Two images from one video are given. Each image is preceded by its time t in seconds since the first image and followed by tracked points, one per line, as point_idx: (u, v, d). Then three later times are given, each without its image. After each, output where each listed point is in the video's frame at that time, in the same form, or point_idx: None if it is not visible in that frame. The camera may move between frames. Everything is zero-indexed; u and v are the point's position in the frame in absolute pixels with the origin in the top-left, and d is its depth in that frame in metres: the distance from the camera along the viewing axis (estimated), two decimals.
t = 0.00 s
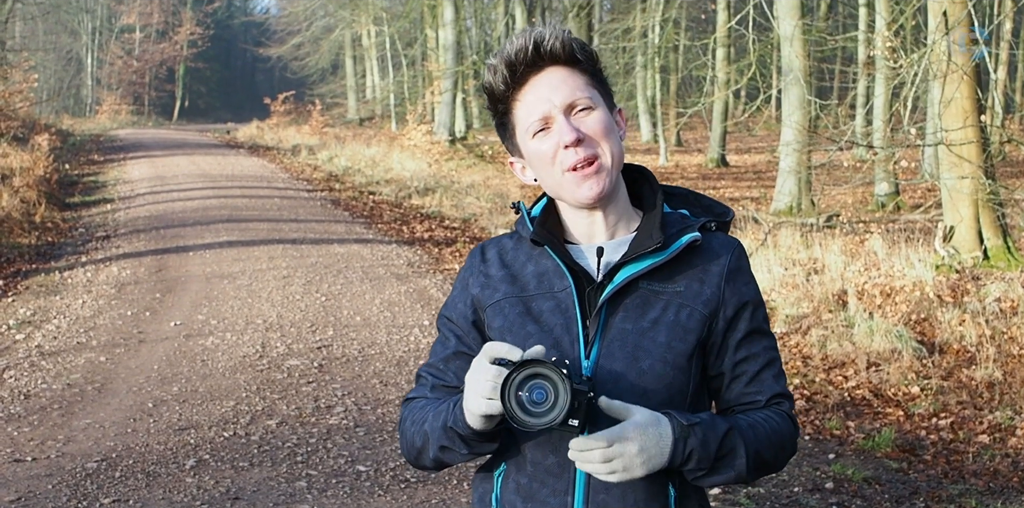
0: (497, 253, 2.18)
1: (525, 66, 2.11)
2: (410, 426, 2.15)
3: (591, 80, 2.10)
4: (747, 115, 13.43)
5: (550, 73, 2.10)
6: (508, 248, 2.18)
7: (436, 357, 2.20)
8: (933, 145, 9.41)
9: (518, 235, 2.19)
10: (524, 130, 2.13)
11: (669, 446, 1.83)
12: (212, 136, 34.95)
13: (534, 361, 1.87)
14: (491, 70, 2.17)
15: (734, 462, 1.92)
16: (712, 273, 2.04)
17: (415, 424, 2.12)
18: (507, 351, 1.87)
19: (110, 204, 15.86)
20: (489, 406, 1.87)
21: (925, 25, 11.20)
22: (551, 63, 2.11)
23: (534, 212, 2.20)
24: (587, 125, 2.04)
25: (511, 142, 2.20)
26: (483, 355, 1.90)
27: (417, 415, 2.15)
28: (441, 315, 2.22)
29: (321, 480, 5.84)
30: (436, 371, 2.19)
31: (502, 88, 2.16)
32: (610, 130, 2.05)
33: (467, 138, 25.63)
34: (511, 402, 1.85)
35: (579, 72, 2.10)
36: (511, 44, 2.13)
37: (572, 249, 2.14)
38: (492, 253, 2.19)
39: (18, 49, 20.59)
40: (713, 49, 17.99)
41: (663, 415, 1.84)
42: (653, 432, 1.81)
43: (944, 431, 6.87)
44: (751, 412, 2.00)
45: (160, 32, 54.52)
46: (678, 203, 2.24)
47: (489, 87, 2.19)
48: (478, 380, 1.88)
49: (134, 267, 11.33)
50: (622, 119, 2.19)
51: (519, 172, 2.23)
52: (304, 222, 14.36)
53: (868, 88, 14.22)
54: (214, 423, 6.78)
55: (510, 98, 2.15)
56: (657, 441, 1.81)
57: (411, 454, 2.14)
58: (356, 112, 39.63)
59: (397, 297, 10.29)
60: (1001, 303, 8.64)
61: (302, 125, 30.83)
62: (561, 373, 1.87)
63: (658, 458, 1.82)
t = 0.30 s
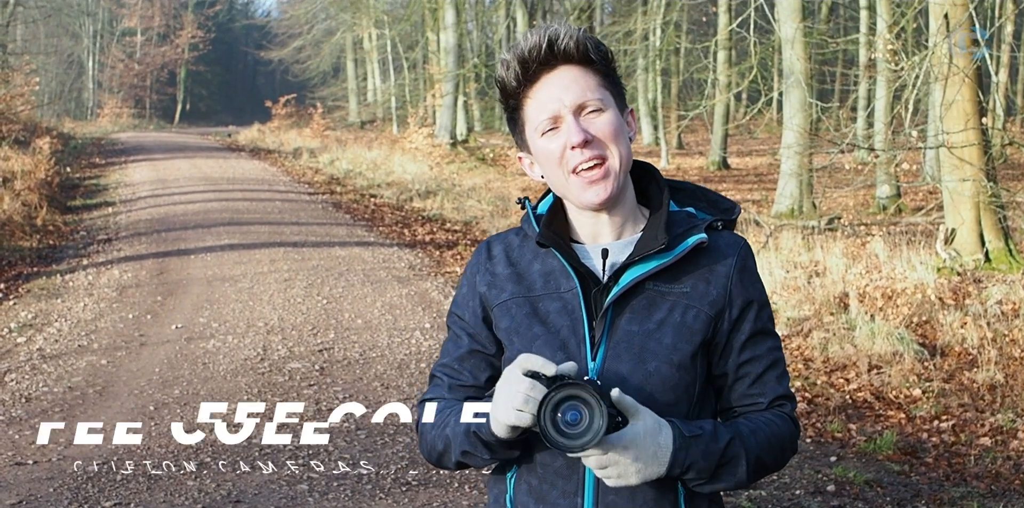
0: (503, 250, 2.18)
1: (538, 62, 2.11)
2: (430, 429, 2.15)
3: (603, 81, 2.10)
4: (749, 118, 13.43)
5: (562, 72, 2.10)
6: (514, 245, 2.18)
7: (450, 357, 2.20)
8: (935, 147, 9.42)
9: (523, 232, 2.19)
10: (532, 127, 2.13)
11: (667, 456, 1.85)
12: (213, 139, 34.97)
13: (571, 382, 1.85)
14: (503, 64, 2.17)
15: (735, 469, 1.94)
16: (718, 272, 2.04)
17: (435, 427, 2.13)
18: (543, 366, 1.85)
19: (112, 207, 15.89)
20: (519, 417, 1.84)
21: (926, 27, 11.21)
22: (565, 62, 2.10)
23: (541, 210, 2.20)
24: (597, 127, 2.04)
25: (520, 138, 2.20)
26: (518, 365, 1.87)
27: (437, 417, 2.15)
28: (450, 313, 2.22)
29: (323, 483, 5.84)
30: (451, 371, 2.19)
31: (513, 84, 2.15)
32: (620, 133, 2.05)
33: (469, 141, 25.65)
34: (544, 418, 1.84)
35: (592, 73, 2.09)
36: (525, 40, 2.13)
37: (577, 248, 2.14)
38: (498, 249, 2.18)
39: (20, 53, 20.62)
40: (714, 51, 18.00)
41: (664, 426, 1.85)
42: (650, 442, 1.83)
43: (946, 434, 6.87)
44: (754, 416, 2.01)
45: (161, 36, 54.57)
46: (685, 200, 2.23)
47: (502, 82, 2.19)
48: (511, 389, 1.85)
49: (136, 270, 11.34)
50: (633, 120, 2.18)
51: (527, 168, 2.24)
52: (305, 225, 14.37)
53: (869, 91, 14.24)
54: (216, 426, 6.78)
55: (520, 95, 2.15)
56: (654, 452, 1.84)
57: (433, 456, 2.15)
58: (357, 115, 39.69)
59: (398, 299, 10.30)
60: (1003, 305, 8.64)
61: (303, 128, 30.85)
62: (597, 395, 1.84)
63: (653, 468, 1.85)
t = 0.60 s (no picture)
0: (520, 253, 2.21)
1: (561, 73, 2.12)
2: (458, 436, 2.17)
3: (626, 92, 2.12)
4: (750, 120, 13.43)
5: (585, 83, 2.11)
6: (531, 249, 2.21)
7: (472, 360, 2.23)
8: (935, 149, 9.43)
9: (541, 236, 2.21)
10: (553, 137, 2.15)
11: (690, 494, 1.93)
12: (214, 141, 34.95)
13: (624, 441, 1.87)
14: (525, 73, 2.18)
15: (758, 493, 2.05)
16: (737, 286, 2.10)
17: (464, 437, 2.15)
18: (595, 414, 1.86)
19: (112, 209, 15.88)
20: (565, 459, 1.87)
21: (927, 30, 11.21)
22: (586, 73, 2.11)
23: (559, 215, 2.23)
24: (619, 141, 2.06)
25: (540, 146, 2.23)
26: (571, 406, 1.88)
27: (465, 424, 2.16)
28: (468, 317, 2.25)
29: (324, 485, 5.84)
30: (475, 376, 2.22)
31: (535, 94, 2.17)
32: (641, 147, 2.08)
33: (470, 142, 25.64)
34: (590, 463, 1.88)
35: (614, 84, 2.11)
36: (547, 52, 2.14)
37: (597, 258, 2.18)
38: (515, 252, 2.21)
39: (21, 56, 20.63)
40: (715, 53, 18.00)
41: (691, 470, 1.91)
42: (674, 488, 1.90)
43: (947, 436, 6.87)
44: (773, 427, 2.10)
45: (162, 38, 54.58)
46: (701, 203, 2.28)
47: (522, 91, 2.20)
48: (560, 431, 1.87)
49: (137, 273, 11.33)
50: (653, 128, 2.21)
51: (545, 174, 2.26)
52: (306, 228, 14.36)
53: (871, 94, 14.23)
54: (217, 429, 6.78)
55: (541, 105, 2.17)
56: (676, 495, 1.91)
57: (458, 460, 2.18)
58: (358, 117, 39.67)
59: (399, 302, 10.29)
60: (1004, 307, 8.63)
61: (304, 130, 30.83)
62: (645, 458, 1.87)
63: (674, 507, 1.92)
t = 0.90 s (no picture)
0: (539, 254, 2.22)
1: (581, 79, 2.13)
2: (472, 431, 2.17)
3: (646, 98, 2.12)
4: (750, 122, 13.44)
5: (605, 89, 2.12)
6: (550, 250, 2.22)
7: (488, 357, 2.23)
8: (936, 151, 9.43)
9: (559, 237, 2.23)
10: (573, 143, 2.16)
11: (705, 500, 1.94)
12: (215, 144, 34.97)
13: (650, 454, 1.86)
14: (546, 78, 2.18)
15: (771, 493, 2.05)
16: (755, 292, 2.10)
17: (476, 431, 2.15)
18: (625, 429, 1.84)
19: (113, 212, 15.88)
20: (587, 467, 1.87)
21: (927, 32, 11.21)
22: (607, 79, 2.12)
23: (578, 217, 2.24)
24: (638, 148, 2.07)
25: (559, 151, 2.23)
26: (600, 417, 1.86)
27: (480, 419, 2.16)
28: (485, 314, 2.26)
29: (324, 488, 5.83)
30: (490, 372, 2.23)
31: (555, 100, 2.18)
32: (661, 153, 2.08)
33: (471, 145, 25.66)
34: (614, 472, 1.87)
35: (634, 90, 2.11)
36: (567, 57, 2.14)
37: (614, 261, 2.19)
38: (534, 254, 2.22)
39: (22, 58, 20.65)
40: (716, 55, 18.00)
41: (710, 477, 1.92)
42: (693, 495, 1.91)
43: (948, 438, 6.86)
44: (787, 430, 2.10)
45: (163, 41, 54.63)
46: (720, 207, 2.28)
47: (542, 96, 2.21)
48: (586, 439, 1.86)
49: (137, 275, 11.34)
50: (673, 134, 2.21)
51: (564, 177, 2.27)
52: (307, 230, 14.36)
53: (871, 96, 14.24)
54: (217, 431, 6.77)
55: (561, 111, 2.17)
56: (696, 500, 1.92)
57: (471, 454, 2.18)
58: (358, 119, 39.71)
59: (400, 304, 10.29)
60: (1005, 309, 8.62)
61: (305, 132, 30.86)
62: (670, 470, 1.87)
63: None
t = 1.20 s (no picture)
0: (539, 252, 2.24)
1: (592, 71, 2.13)
2: (468, 426, 2.17)
3: (655, 95, 2.12)
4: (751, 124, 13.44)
5: (615, 83, 2.12)
6: (550, 247, 2.24)
7: (485, 355, 2.24)
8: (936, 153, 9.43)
9: (559, 235, 2.25)
10: (579, 133, 2.16)
11: (695, 479, 1.93)
12: (215, 146, 35.00)
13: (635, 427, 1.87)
14: (557, 67, 2.19)
15: (758, 483, 2.04)
16: (751, 288, 2.11)
17: (473, 426, 2.16)
18: (609, 401, 1.86)
19: (114, 214, 15.90)
20: (575, 444, 1.88)
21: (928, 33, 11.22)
22: (619, 73, 2.12)
23: (578, 214, 2.26)
24: (643, 143, 2.07)
25: (565, 141, 2.23)
26: (584, 392, 1.89)
27: (475, 415, 2.17)
28: (483, 313, 2.28)
29: (325, 490, 5.83)
30: (486, 368, 2.24)
31: (565, 90, 2.18)
32: (666, 150, 2.09)
33: (471, 147, 25.66)
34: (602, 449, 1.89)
35: (644, 86, 2.12)
36: (581, 48, 2.14)
37: (613, 256, 2.21)
38: (534, 251, 2.24)
39: (22, 61, 20.66)
40: (717, 58, 18.00)
41: (698, 453, 1.92)
42: (681, 471, 1.92)
43: (948, 440, 6.85)
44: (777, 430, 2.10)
45: (163, 43, 54.64)
46: (721, 212, 2.29)
47: (553, 85, 2.21)
48: (571, 415, 1.89)
49: (138, 277, 11.36)
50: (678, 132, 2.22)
51: (568, 168, 2.27)
52: (307, 232, 14.38)
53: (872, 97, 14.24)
54: (218, 433, 6.77)
55: (570, 101, 2.17)
56: (685, 477, 1.92)
57: (467, 452, 2.17)
58: (359, 121, 39.76)
59: (400, 306, 10.30)
60: (1005, 311, 8.62)
61: (306, 134, 30.87)
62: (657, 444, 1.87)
63: (680, 490, 1.93)
